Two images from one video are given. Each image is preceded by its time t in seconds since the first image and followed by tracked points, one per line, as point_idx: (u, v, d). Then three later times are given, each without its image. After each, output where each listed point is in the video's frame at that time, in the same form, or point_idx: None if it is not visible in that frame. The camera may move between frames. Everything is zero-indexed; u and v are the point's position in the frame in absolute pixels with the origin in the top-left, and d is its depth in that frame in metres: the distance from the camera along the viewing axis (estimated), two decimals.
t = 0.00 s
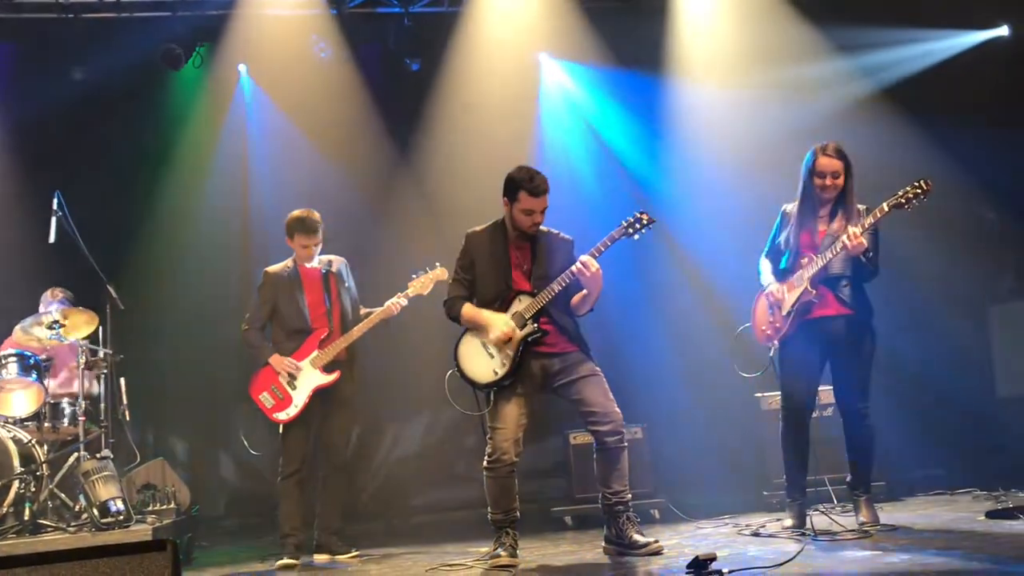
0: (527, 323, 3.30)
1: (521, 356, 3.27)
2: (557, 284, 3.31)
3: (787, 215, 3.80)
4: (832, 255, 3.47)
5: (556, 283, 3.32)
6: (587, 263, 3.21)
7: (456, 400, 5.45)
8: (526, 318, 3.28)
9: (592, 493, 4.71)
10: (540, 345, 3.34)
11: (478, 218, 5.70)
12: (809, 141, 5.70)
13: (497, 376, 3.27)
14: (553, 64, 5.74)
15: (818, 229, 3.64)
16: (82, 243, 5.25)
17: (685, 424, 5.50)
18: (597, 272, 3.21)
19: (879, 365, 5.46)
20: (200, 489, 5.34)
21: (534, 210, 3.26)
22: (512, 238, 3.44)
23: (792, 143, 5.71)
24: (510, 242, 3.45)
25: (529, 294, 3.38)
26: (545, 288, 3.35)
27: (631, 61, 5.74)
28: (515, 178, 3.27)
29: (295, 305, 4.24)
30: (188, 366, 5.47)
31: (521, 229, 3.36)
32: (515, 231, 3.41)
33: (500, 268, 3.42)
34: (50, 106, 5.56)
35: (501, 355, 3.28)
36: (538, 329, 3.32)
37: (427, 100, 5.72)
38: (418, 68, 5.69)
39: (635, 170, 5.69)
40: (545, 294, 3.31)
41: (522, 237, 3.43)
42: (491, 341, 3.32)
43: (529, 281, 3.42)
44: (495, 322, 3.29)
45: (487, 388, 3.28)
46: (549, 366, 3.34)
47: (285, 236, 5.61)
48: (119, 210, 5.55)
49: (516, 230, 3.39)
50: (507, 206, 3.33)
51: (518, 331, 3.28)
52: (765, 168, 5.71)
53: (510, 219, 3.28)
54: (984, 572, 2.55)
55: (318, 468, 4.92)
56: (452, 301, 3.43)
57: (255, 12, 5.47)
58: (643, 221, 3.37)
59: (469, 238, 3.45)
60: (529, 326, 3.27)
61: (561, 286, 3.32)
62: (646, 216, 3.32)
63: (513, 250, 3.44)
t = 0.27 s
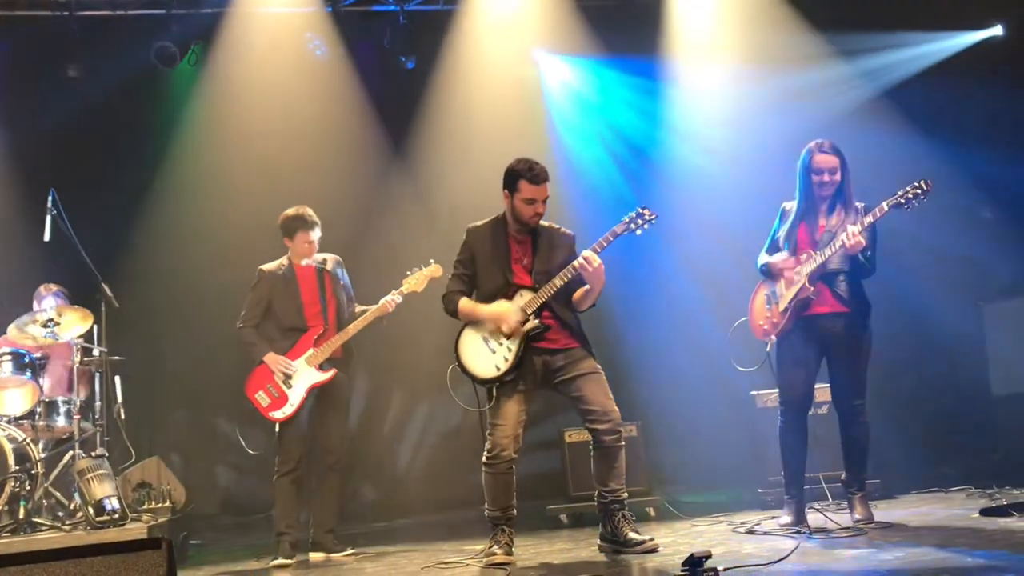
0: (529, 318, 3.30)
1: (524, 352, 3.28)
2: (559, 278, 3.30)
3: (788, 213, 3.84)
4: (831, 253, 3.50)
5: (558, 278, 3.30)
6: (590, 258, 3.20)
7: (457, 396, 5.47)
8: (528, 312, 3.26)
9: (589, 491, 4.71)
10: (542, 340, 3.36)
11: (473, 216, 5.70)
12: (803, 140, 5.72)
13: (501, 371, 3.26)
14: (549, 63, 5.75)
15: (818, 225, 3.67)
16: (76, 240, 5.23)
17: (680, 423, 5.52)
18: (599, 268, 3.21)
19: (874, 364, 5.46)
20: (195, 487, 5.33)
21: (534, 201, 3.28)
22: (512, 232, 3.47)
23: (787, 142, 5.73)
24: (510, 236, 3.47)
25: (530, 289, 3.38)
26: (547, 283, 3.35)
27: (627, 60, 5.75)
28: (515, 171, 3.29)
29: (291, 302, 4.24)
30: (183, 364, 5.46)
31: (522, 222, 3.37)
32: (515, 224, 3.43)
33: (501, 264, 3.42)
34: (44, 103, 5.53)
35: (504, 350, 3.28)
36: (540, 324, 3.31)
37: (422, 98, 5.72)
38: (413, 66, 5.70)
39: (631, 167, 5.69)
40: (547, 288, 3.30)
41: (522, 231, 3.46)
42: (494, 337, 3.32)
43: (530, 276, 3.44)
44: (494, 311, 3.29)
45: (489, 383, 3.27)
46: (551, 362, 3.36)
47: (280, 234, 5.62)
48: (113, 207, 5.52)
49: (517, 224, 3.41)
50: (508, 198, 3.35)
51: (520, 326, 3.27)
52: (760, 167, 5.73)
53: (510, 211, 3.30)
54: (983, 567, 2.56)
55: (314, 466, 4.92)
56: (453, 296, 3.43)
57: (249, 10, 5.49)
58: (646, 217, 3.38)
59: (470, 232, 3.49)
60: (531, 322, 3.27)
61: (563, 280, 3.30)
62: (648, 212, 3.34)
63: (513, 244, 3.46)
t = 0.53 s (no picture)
0: (525, 316, 3.30)
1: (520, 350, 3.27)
2: (557, 278, 3.30)
3: (784, 214, 3.86)
4: (825, 256, 3.52)
5: (554, 277, 3.30)
6: (579, 267, 3.20)
7: (453, 393, 5.46)
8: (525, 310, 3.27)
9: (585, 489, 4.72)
10: (538, 340, 3.35)
11: (470, 214, 5.71)
12: (799, 139, 5.73)
13: (496, 368, 3.26)
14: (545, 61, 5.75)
15: (813, 227, 3.67)
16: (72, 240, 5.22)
17: (677, 421, 5.53)
18: (589, 277, 3.22)
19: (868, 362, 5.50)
20: (191, 485, 5.33)
21: (533, 199, 3.28)
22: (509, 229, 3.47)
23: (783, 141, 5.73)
24: (507, 234, 3.47)
25: (527, 286, 3.38)
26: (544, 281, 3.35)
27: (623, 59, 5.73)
28: (514, 167, 3.28)
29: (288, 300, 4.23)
30: (179, 362, 5.45)
31: (519, 219, 3.37)
32: (512, 221, 3.43)
33: (498, 262, 3.42)
34: (39, 101, 5.51)
35: (500, 348, 3.28)
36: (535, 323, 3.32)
37: (419, 97, 5.71)
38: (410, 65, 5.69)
39: (627, 167, 5.72)
40: (544, 287, 3.30)
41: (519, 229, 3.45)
42: (489, 335, 3.31)
43: (526, 274, 3.44)
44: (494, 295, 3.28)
45: (485, 380, 3.27)
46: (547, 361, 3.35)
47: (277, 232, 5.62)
48: (110, 206, 5.52)
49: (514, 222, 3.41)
50: (506, 196, 3.35)
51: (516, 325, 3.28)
52: (756, 166, 5.74)
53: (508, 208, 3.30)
54: (980, 565, 2.56)
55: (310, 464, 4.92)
56: (448, 290, 3.41)
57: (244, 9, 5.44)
58: (644, 220, 3.37)
59: (468, 227, 3.48)
60: (529, 321, 3.28)
61: (560, 282, 3.30)
62: (648, 215, 3.33)
63: (510, 241, 3.46)
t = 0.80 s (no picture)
0: (513, 317, 3.29)
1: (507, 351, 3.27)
2: (544, 279, 3.29)
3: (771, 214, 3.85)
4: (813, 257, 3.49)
5: (541, 278, 3.30)
6: (565, 270, 3.23)
7: (438, 392, 5.46)
8: (512, 312, 3.26)
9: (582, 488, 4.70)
10: (524, 340, 3.35)
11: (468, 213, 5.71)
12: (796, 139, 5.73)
13: (484, 369, 3.26)
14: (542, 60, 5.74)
15: (800, 230, 3.68)
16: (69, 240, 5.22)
17: (674, 420, 5.54)
18: (575, 279, 3.24)
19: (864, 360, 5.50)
20: (189, 485, 5.32)
21: (516, 203, 3.27)
22: (495, 230, 3.46)
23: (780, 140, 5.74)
24: (492, 234, 3.47)
25: (513, 287, 3.39)
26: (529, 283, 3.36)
27: (620, 59, 5.74)
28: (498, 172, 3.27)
29: (284, 299, 4.21)
30: (176, 361, 5.45)
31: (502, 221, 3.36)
32: (498, 223, 3.42)
33: (484, 262, 3.41)
34: (36, 100, 5.50)
35: (486, 350, 3.28)
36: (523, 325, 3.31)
37: (416, 96, 5.71)
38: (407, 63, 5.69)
39: (625, 166, 5.72)
40: (531, 289, 3.29)
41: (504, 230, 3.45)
42: (475, 335, 3.31)
43: (512, 275, 3.45)
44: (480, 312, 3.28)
45: (472, 381, 3.27)
46: (531, 358, 3.36)
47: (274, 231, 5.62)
48: (107, 206, 5.51)
49: (498, 223, 3.40)
50: (490, 198, 3.34)
51: (503, 326, 3.27)
52: (754, 165, 5.74)
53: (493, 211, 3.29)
54: (977, 564, 2.55)
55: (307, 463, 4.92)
56: (432, 292, 3.41)
57: (240, 8, 5.41)
58: (631, 222, 3.36)
59: (451, 228, 3.47)
60: (516, 322, 3.27)
61: (547, 283, 3.29)
62: (635, 218, 3.31)
63: (495, 242, 3.46)
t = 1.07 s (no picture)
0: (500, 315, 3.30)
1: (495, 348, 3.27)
2: (528, 275, 3.29)
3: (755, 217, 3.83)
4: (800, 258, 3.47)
5: (526, 274, 3.29)
6: (549, 264, 3.20)
7: (428, 391, 5.46)
8: (498, 309, 3.26)
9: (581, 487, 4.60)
10: (512, 338, 3.34)
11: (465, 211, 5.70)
12: (792, 138, 5.73)
13: (472, 367, 3.26)
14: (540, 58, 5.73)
15: (782, 230, 3.67)
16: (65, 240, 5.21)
17: (670, 417, 5.56)
18: (558, 273, 3.21)
19: (858, 358, 5.52)
20: (186, 483, 5.32)
21: (500, 198, 3.26)
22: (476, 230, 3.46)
23: (777, 137, 5.74)
24: (474, 234, 3.46)
25: (500, 285, 3.38)
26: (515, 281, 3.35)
27: (616, 58, 5.74)
28: (479, 170, 3.28)
29: (279, 298, 4.19)
30: (173, 360, 5.45)
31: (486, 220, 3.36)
32: (480, 222, 3.42)
33: (468, 262, 3.41)
34: (32, 99, 5.50)
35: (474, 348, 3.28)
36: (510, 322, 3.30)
37: (412, 94, 5.70)
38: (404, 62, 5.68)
39: (621, 164, 5.73)
40: (516, 285, 3.29)
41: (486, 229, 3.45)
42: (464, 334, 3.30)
43: (498, 273, 3.43)
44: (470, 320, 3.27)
45: (462, 379, 3.27)
46: (521, 357, 3.35)
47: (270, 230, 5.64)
48: (103, 205, 5.51)
49: (481, 222, 3.40)
50: (471, 198, 3.34)
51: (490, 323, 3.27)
52: (750, 163, 5.74)
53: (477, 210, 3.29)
54: (975, 562, 2.55)
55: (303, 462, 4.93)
56: (421, 296, 3.41)
57: (238, 7, 5.33)
58: (611, 214, 3.29)
59: (433, 231, 3.46)
60: (502, 319, 3.27)
61: (531, 278, 3.28)
62: (613, 209, 3.25)
63: (478, 242, 3.45)
